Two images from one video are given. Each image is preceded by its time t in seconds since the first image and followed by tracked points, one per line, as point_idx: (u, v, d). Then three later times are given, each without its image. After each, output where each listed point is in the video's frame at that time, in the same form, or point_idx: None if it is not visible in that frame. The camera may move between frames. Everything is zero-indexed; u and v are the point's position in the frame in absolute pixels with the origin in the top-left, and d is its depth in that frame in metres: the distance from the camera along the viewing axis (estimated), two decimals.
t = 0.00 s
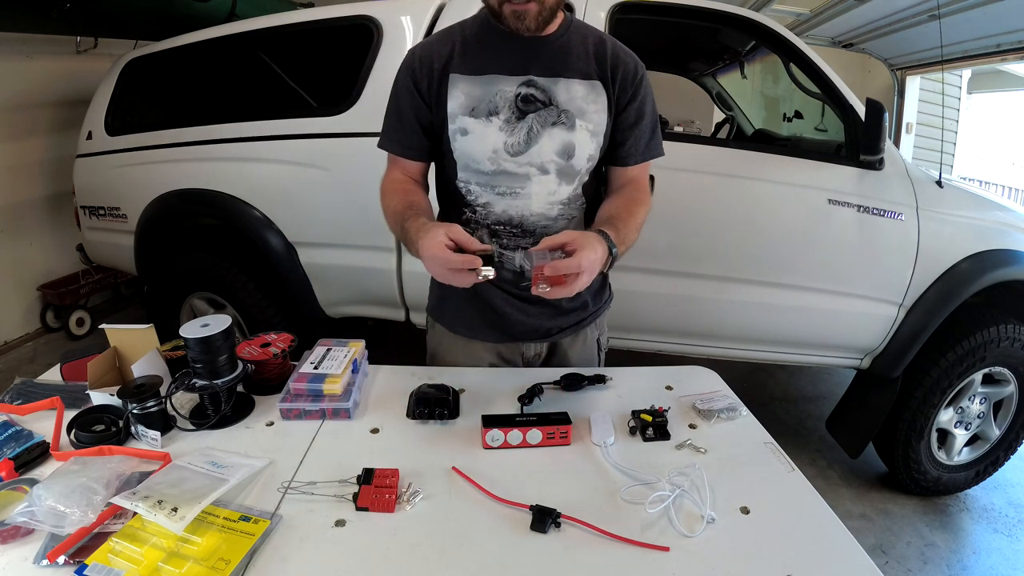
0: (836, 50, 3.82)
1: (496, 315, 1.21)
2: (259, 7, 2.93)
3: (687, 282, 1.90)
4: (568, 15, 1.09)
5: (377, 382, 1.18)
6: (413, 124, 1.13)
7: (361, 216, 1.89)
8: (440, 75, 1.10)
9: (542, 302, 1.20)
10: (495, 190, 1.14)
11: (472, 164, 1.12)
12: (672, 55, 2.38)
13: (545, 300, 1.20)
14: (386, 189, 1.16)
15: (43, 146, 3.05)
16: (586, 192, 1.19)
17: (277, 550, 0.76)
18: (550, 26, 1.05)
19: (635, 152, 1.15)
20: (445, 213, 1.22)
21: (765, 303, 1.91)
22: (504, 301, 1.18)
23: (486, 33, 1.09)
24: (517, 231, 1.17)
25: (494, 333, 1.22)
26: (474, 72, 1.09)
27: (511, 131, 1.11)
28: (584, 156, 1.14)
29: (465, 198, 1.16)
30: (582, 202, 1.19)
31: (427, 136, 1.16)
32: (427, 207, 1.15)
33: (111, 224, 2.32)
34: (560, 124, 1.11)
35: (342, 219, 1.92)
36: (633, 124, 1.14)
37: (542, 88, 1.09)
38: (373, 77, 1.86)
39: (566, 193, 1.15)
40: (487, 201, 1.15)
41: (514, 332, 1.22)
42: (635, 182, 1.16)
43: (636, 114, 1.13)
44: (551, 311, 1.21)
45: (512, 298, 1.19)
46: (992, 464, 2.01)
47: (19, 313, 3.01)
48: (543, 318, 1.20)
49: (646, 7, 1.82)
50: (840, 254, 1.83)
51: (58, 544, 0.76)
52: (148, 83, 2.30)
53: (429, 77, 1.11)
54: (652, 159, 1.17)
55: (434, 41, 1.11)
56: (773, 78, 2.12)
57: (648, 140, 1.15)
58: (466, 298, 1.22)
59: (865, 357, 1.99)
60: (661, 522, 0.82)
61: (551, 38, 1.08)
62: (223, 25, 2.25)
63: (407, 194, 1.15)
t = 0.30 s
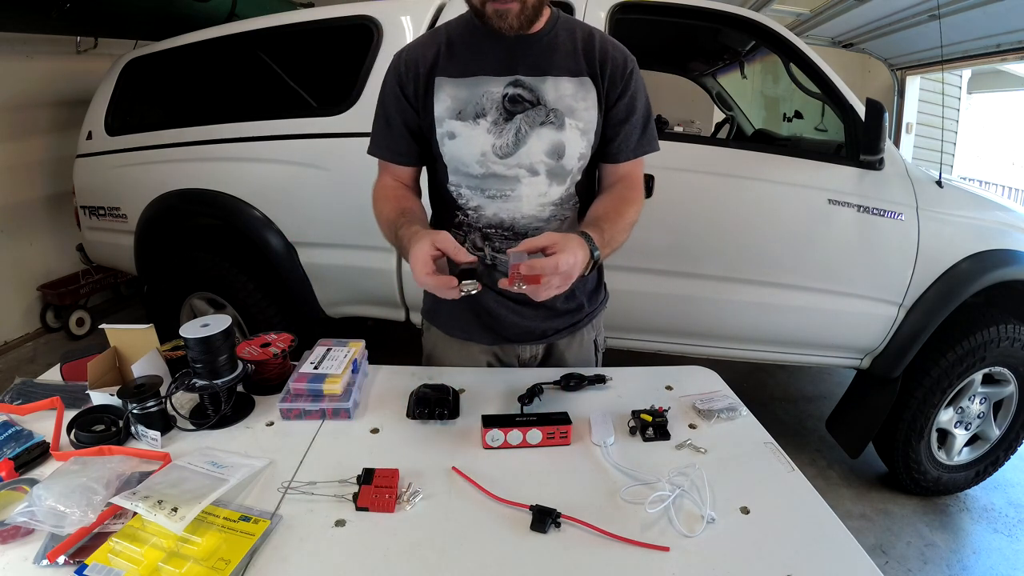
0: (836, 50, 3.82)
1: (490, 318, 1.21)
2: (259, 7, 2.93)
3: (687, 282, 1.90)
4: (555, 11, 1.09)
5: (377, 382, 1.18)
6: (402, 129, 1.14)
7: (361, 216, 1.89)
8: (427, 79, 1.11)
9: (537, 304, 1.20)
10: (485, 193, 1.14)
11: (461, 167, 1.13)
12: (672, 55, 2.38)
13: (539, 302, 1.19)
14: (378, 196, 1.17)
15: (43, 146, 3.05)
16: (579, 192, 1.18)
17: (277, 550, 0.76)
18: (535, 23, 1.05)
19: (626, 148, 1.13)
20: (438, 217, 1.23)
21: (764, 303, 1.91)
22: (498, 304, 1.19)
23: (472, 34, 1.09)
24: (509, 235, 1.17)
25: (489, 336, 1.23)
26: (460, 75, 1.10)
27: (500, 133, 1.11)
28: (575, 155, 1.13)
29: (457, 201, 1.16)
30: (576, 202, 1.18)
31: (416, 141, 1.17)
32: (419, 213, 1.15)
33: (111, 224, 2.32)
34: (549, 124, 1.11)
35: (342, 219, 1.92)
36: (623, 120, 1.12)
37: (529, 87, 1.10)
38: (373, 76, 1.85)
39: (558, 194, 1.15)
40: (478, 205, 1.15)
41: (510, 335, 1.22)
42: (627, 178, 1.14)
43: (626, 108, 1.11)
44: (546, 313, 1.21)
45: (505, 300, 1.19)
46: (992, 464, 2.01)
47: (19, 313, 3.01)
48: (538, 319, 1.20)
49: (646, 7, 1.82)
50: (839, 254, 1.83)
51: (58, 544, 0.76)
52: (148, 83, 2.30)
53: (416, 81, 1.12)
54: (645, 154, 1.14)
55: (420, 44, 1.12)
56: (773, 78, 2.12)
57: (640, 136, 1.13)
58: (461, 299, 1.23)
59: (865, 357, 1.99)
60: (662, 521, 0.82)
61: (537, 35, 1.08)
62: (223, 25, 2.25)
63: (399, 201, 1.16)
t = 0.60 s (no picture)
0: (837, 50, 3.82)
1: (490, 319, 1.21)
2: (259, 7, 2.93)
3: (687, 282, 1.90)
4: (549, 10, 1.08)
5: (377, 382, 1.18)
6: (399, 132, 1.15)
7: (361, 216, 1.89)
8: (422, 81, 1.12)
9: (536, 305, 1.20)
10: (483, 195, 1.14)
11: (458, 169, 1.13)
12: (672, 55, 2.38)
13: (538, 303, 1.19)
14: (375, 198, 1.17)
15: (43, 146, 3.05)
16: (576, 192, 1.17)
17: (277, 549, 0.76)
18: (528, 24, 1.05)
19: (622, 147, 1.13)
20: (436, 219, 1.23)
21: (764, 303, 1.91)
22: (497, 304, 1.19)
23: (466, 36, 1.09)
24: (507, 236, 1.17)
25: (489, 337, 1.23)
26: (455, 77, 1.10)
27: (496, 134, 1.11)
28: (571, 155, 1.13)
29: (454, 204, 1.17)
30: (573, 202, 1.18)
31: (413, 144, 1.18)
32: (417, 214, 1.15)
33: (111, 224, 2.32)
34: (545, 124, 1.10)
35: (342, 219, 1.92)
36: (619, 118, 1.12)
37: (524, 88, 1.10)
38: (373, 76, 1.85)
39: (555, 194, 1.15)
40: (475, 207, 1.15)
41: (509, 336, 1.22)
42: (623, 177, 1.14)
43: (622, 107, 1.11)
44: (545, 313, 1.21)
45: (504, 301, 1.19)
46: (992, 464, 2.01)
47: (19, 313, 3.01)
48: (537, 320, 1.21)
49: (646, 7, 1.82)
50: (839, 254, 1.83)
51: (58, 544, 0.76)
52: (148, 83, 2.30)
53: (411, 84, 1.12)
54: (642, 152, 1.14)
55: (414, 46, 1.12)
56: (773, 78, 2.12)
57: (637, 135, 1.13)
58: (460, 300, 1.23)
59: (865, 357, 2.00)
60: (661, 522, 0.82)
61: (532, 36, 1.08)
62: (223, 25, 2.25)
63: (396, 204, 1.16)
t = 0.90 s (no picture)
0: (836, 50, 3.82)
1: (490, 319, 1.21)
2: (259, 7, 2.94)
3: (687, 282, 1.90)
4: (550, 10, 1.08)
5: (377, 382, 1.18)
6: (399, 132, 1.15)
7: (361, 216, 1.89)
8: (423, 81, 1.12)
9: (535, 306, 1.20)
10: (482, 196, 1.15)
11: (458, 169, 1.13)
12: (672, 54, 2.38)
13: (537, 304, 1.19)
14: (376, 198, 1.17)
15: (44, 146, 3.05)
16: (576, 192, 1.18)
17: (277, 550, 0.76)
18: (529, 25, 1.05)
19: (622, 148, 1.13)
20: (436, 219, 1.23)
21: (765, 303, 1.91)
22: (496, 304, 1.19)
23: (467, 36, 1.09)
24: (506, 236, 1.17)
25: (488, 337, 1.23)
26: (456, 77, 1.10)
27: (496, 135, 1.11)
28: (571, 156, 1.13)
29: (454, 204, 1.17)
30: (573, 203, 1.18)
31: (413, 144, 1.18)
32: (417, 214, 1.15)
33: (111, 224, 2.32)
34: (545, 125, 1.10)
35: (342, 219, 1.92)
36: (619, 119, 1.12)
37: (525, 89, 1.10)
38: (373, 76, 1.85)
39: (555, 195, 1.15)
40: (475, 207, 1.15)
41: (509, 336, 1.22)
42: (624, 177, 1.14)
43: (623, 107, 1.11)
44: (545, 314, 1.21)
45: (504, 301, 1.19)
46: (992, 464, 2.01)
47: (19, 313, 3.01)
48: (536, 321, 1.20)
49: (646, 7, 1.82)
50: (839, 254, 1.83)
51: (58, 544, 0.76)
52: (148, 83, 2.30)
53: (412, 84, 1.12)
54: (643, 153, 1.14)
55: (415, 46, 1.12)
56: (773, 78, 2.12)
57: (638, 136, 1.13)
58: (461, 300, 1.23)
59: (865, 357, 2.00)
60: (661, 522, 0.82)
61: (533, 36, 1.08)
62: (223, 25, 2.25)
63: (396, 203, 1.16)
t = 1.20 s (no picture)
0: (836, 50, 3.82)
1: (490, 319, 1.21)
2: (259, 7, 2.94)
3: (687, 282, 1.90)
4: (551, 11, 1.08)
5: (377, 381, 1.18)
6: (400, 133, 1.15)
7: (361, 216, 1.89)
8: (423, 82, 1.12)
9: (535, 307, 1.20)
10: (483, 197, 1.15)
11: (459, 170, 1.13)
12: (673, 54, 2.38)
13: (538, 305, 1.19)
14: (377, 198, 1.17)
15: (44, 146, 3.05)
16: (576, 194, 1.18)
17: (277, 549, 0.76)
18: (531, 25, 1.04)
19: (623, 149, 1.13)
20: (437, 219, 1.23)
21: (765, 303, 1.91)
22: (496, 305, 1.19)
23: (468, 37, 1.09)
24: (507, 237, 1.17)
25: (489, 336, 1.23)
26: (456, 78, 1.10)
27: (497, 136, 1.11)
28: (572, 158, 1.13)
29: (455, 204, 1.17)
30: (573, 204, 1.18)
31: (415, 144, 1.18)
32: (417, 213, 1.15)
33: (111, 224, 2.32)
34: (546, 127, 1.10)
35: (342, 219, 1.92)
36: (620, 120, 1.12)
37: (526, 90, 1.10)
38: (373, 76, 1.85)
39: (555, 197, 1.15)
40: (476, 208, 1.15)
41: (509, 336, 1.22)
42: (625, 178, 1.14)
43: (624, 109, 1.11)
44: (545, 314, 1.21)
45: (504, 301, 1.19)
46: (992, 464, 2.01)
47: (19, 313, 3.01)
48: (536, 321, 1.20)
49: (646, 7, 1.82)
50: (839, 254, 1.83)
51: (58, 544, 0.76)
52: (148, 82, 2.30)
53: (413, 85, 1.12)
54: (643, 155, 1.14)
55: (416, 46, 1.12)
56: (774, 78, 2.11)
57: (638, 137, 1.13)
58: (461, 300, 1.23)
59: (865, 357, 2.00)
60: (661, 522, 0.82)
61: (533, 37, 1.07)
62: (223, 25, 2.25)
63: (397, 203, 1.16)
